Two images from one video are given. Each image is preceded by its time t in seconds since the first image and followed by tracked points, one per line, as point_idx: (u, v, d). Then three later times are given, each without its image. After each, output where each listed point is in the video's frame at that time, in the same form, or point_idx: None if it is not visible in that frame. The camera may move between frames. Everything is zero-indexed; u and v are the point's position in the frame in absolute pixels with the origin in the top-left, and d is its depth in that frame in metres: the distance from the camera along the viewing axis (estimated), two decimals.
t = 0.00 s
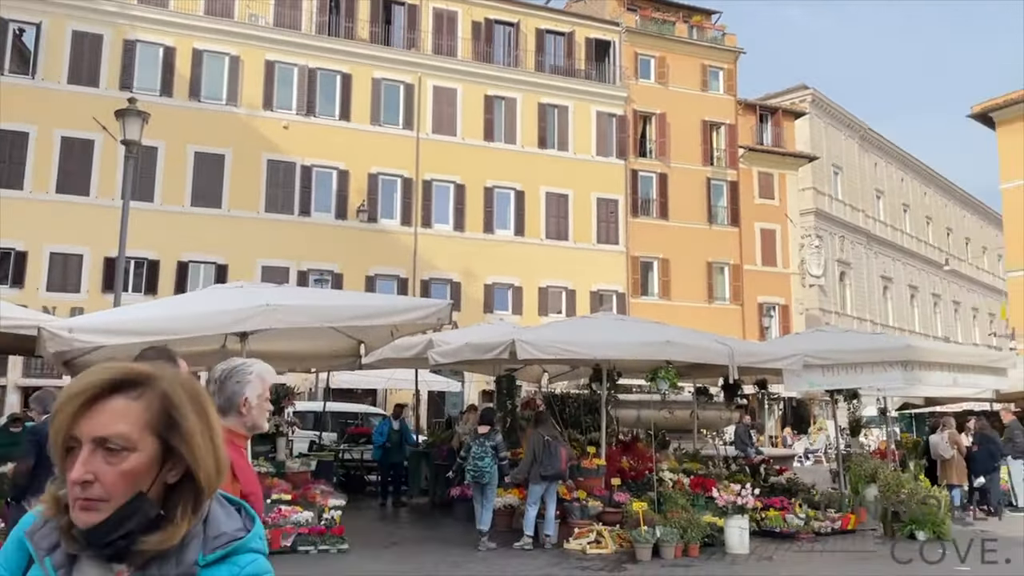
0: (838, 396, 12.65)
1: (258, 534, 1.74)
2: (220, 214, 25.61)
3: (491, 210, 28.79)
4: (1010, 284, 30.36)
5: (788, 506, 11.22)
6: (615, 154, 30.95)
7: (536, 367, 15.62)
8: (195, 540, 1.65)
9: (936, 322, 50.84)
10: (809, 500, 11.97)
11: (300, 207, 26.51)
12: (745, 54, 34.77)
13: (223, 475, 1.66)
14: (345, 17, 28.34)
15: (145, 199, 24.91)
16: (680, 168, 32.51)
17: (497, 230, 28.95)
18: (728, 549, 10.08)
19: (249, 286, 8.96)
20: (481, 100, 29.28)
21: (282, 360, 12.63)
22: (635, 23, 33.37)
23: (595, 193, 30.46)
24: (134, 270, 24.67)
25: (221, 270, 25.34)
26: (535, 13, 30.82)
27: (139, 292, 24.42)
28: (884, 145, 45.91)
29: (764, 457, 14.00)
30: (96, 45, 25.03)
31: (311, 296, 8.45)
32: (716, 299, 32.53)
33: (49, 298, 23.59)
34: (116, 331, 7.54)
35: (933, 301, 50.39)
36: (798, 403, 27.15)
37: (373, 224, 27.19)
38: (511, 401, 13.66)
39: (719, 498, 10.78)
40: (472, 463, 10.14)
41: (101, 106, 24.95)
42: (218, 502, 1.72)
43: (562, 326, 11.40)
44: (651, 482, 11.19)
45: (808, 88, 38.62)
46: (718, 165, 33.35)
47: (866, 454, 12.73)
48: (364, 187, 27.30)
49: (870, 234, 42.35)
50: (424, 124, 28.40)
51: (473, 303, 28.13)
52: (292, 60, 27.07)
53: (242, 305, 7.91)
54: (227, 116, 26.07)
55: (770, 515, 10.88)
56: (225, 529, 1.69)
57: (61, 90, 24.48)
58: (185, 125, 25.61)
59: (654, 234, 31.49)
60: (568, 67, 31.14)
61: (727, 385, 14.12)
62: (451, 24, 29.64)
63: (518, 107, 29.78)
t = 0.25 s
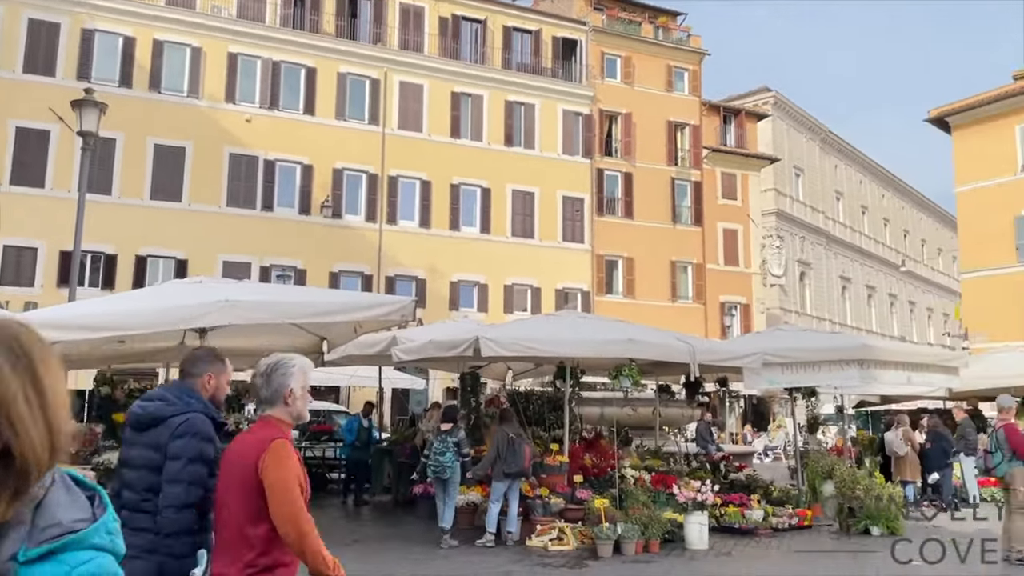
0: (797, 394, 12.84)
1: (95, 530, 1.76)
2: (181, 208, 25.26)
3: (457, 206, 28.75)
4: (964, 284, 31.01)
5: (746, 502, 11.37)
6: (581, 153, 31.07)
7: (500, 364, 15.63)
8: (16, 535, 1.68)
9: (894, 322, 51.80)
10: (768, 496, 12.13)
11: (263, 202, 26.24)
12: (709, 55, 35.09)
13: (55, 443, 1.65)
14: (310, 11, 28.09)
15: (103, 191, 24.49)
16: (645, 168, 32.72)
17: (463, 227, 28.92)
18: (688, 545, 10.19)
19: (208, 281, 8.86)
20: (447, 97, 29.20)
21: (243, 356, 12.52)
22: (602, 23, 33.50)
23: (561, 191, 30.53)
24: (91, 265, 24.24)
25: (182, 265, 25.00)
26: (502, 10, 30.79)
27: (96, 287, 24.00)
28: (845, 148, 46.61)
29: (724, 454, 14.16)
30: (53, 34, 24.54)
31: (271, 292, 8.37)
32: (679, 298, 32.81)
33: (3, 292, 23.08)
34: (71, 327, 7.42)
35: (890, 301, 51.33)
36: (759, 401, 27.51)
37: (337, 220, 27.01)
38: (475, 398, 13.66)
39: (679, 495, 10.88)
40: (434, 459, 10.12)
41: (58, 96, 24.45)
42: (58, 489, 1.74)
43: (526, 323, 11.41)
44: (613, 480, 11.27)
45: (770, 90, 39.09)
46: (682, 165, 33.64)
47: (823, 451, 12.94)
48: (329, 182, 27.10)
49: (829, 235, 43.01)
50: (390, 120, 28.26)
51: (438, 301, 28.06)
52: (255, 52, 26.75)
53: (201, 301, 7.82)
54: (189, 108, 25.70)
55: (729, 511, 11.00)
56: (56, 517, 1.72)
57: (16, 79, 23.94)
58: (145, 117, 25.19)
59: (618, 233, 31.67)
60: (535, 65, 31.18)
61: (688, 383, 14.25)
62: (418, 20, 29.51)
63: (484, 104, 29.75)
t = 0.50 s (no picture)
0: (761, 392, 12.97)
1: None
2: (144, 202, 24.90)
3: (426, 203, 28.66)
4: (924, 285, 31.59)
5: (711, 499, 11.45)
6: (550, 151, 31.12)
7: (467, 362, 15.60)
8: None
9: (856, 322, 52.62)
10: (732, 494, 12.24)
11: (228, 197, 25.95)
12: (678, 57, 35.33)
13: None
14: (278, 4, 27.82)
15: (63, 184, 24.05)
16: (613, 167, 32.88)
17: (431, 224, 28.84)
18: (653, 542, 10.26)
19: (171, 277, 8.74)
20: (416, 93, 29.08)
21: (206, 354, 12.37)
22: (572, 22, 33.59)
23: (530, 189, 30.57)
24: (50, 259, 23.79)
25: (144, 260, 24.64)
26: (472, 7, 30.71)
27: (55, 282, 23.56)
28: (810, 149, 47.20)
29: (689, 452, 14.26)
30: (12, 24, 24.02)
31: (235, 289, 8.27)
32: (647, 297, 33.02)
33: None
34: (29, 322, 7.28)
35: (852, 301, 52.14)
36: (723, 399, 27.79)
37: (303, 216, 26.80)
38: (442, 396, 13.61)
39: (645, 492, 10.93)
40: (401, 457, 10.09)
41: (16, 86, 23.94)
42: None
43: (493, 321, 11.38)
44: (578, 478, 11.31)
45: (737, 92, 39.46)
46: (650, 165, 33.86)
47: (786, 449, 13.09)
48: (296, 177, 26.89)
49: (794, 236, 43.53)
50: (359, 115, 28.09)
51: (405, 298, 27.97)
52: (221, 45, 26.42)
53: (163, 297, 7.71)
54: (153, 101, 25.33)
55: (693, 508, 11.07)
56: None
57: None
58: (108, 109, 24.78)
59: (587, 232, 31.78)
60: (504, 63, 31.18)
61: (654, 381, 14.33)
62: (387, 15, 29.36)
63: (454, 101, 29.67)
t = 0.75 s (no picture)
0: (725, 390, 13.10)
1: None
2: (105, 196, 24.50)
3: (394, 200, 28.55)
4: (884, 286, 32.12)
5: (675, 496, 11.53)
6: (519, 150, 31.14)
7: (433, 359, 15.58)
8: None
9: (818, 322, 53.39)
10: (695, 491, 12.33)
11: (192, 191, 25.62)
12: (646, 57, 35.51)
13: None
14: None
15: (21, 176, 23.58)
16: (581, 166, 33.00)
17: (399, 221, 28.74)
18: (617, 539, 10.31)
19: (131, 272, 8.61)
20: (385, 89, 28.92)
21: (167, 350, 12.22)
22: (541, 21, 33.62)
23: (499, 188, 30.57)
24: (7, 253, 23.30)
25: (104, 255, 24.25)
26: (441, 4, 30.60)
27: (11, 277, 23.08)
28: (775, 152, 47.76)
29: (654, 449, 14.36)
30: None
31: (196, 285, 8.18)
32: (613, 296, 33.21)
33: None
34: None
35: (815, 301, 52.90)
36: (688, 398, 28.01)
37: (269, 211, 26.54)
38: (408, 394, 13.55)
39: (609, 489, 10.95)
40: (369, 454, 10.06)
41: None
42: None
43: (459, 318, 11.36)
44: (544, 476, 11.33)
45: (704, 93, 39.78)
46: (618, 165, 34.04)
47: (749, 446, 13.23)
48: (261, 172, 26.63)
49: (758, 236, 43.99)
50: (326, 110, 27.86)
51: (372, 295, 27.85)
52: (186, 37, 26.04)
53: (122, 293, 7.60)
54: (114, 93, 24.90)
55: (657, 505, 11.16)
56: None
57: None
58: (68, 100, 24.30)
59: (555, 230, 31.87)
60: (474, 61, 31.12)
61: (620, 379, 14.39)
62: (355, 10, 29.17)
63: (422, 98, 29.56)
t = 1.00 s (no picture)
0: (689, 389, 13.22)
1: None
2: (64, 189, 24.06)
3: (361, 196, 28.39)
4: (845, 287, 32.58)
5: (638, 493, 11.61)
6: (487, 148, 31.11)
7: (400, 357, 15.54)
8: None
9: (781, 321, 54.09)
10: (659, 488, 12.41)
11: (154, 185, 25.25)
12: (615, 57, 35.67)
13: None
14: None
15: None
16: (550, 165, 33.07)
17: (366, 218, 28.59)
18: (581, 536, 10.37)
19: (89, 267, 8.47)
20: (353, 84, 28.72)
21: (128, 347, 12.06)
22: (510, 19, 33.59)
23: (467, 185, 30.52)
24: None
25: (63, 249, 23.82)
26: None
27: None
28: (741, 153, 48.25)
29: (619, 447, 14.46)
30: None
31: (156, 280, 8.07)
32: (581, 294, 33.34)
33: None
34: None
35: (778, 301, 53.59)
36: (653, 396, 28.21)
37: (233, 206, 26.26)
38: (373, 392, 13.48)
39: (574, 487, 10.96)
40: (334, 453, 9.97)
41: None
42: None
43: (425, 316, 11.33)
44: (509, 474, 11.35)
45: (672, 94, 40.05)
46: (587, 164, 34.17)
47: (712, 444, 13.37)
48: (226, 166, 26.32)
49: (724, 237, 44.40)
50: (292, 105, 27.61)
51: (338, 292, 27.69)
52: (149, 29, 25.63)
53: (80, 288, 7.48)
54: (75, 85, 24.43)
55: (621, 503, 11.23)
56: None
57: None
58: (27, 91, 23.79)
59: (523, 228, 31.90)
60: (443, 57, 31.01)
61: (586, 377, 14.43)
62: (323, 4, 28.91)
63: (390, 94, 29.40)
